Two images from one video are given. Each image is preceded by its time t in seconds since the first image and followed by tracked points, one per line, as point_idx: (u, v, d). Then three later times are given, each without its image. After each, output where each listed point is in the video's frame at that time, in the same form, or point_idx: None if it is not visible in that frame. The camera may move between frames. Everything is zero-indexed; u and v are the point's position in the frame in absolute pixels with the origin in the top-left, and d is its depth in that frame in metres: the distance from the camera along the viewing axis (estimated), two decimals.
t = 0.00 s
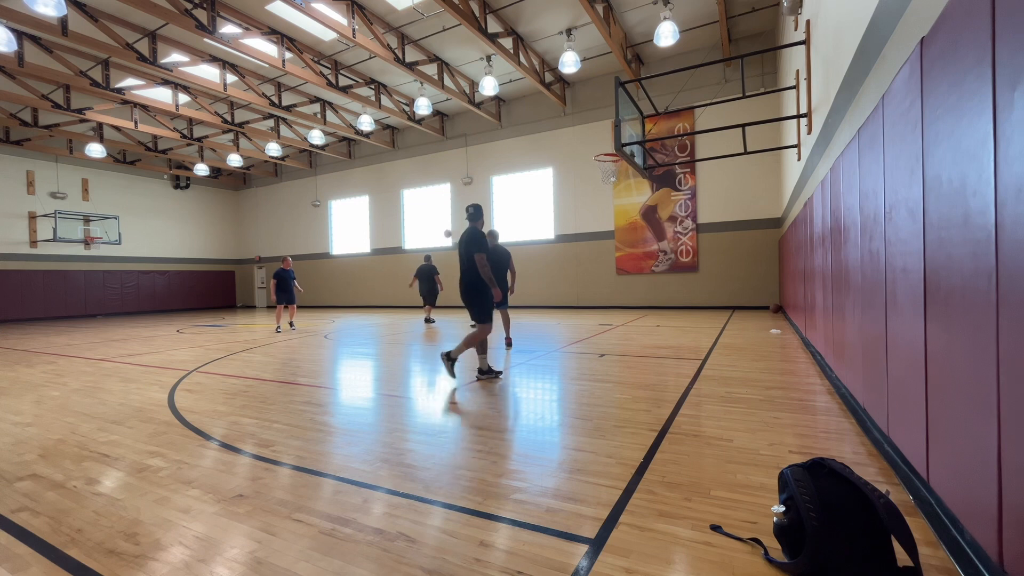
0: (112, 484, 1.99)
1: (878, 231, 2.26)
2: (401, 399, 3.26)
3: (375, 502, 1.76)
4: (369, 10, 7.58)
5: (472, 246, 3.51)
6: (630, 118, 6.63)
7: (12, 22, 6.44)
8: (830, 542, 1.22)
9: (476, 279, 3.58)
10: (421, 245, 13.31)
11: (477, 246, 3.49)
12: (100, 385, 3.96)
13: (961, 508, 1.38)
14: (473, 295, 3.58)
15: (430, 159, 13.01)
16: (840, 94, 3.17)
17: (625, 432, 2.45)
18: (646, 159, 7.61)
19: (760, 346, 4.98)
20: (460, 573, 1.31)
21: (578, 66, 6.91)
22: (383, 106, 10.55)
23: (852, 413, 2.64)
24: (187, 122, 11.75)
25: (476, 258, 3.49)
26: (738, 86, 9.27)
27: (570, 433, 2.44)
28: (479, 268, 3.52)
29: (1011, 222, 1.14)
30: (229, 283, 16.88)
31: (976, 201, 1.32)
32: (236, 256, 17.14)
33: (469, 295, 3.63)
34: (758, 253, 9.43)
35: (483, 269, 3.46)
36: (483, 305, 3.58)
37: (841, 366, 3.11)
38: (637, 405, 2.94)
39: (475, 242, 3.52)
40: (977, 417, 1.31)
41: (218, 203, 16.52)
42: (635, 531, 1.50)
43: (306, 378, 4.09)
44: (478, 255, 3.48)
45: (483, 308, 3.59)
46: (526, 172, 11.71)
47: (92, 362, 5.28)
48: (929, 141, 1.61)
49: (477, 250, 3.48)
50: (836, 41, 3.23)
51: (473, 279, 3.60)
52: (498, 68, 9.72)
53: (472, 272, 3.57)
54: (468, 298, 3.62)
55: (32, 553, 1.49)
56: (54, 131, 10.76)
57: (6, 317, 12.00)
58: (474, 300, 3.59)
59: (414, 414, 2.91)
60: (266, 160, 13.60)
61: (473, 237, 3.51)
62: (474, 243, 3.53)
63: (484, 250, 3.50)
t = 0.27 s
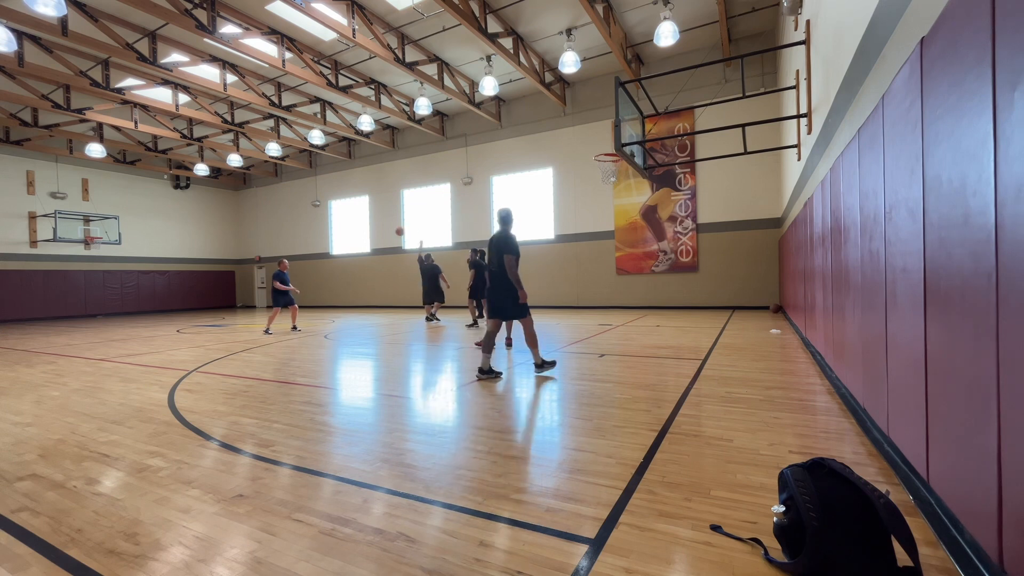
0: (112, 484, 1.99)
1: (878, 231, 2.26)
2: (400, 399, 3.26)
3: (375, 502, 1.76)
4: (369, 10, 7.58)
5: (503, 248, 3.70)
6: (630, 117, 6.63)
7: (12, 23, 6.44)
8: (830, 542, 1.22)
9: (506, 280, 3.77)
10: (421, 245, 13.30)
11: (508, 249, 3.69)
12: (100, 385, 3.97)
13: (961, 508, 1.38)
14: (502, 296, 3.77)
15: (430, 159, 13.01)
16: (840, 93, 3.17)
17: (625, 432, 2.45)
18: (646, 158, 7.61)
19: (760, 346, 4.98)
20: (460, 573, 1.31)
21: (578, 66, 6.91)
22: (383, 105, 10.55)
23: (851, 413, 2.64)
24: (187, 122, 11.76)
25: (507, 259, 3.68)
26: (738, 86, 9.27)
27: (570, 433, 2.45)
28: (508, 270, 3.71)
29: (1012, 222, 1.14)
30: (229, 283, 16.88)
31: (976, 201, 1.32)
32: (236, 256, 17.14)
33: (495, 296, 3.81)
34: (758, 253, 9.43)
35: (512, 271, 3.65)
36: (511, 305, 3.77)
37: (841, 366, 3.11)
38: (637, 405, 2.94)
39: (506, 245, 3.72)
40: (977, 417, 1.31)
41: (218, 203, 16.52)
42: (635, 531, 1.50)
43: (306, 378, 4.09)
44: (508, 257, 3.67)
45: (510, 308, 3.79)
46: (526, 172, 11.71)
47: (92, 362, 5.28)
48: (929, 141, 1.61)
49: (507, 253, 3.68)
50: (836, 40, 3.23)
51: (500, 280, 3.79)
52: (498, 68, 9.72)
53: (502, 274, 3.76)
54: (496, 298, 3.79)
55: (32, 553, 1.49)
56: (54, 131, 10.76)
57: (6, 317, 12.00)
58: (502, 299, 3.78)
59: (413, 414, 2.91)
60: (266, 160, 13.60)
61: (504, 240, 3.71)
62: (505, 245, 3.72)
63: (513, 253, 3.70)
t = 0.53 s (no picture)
0: (112, 484, 1.99)
1: (878, 231, 2.26)
2: (401, 399, 3.26)
3: (375, 501, 1.76)
4: (369, 10, 7.58)
5: (544, 250, 3.76)
6: (630, 118, 6.63)
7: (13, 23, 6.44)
8: (830, 542, 1.21)
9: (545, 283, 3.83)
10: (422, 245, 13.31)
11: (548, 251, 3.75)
12: (100, 385, 3.97)
13: (961, 509, 1.38)
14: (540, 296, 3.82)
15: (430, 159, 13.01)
16: (840, 93, 3.17)
17: (625, 432, 2.45)
18: (646, 159, 7.60)
19: (760, 346, 4.98)
20: (460, 573, 1.31)
21: (578, 66, 6.91)
22: (383, 106, 10.55)
23: (851, 413, 2.64)
24: (187, 122, 11.76)
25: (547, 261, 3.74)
26: (738, 86, 9.27)
27: (570, 433, 2.45)
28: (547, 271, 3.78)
29: (1012, 222, 1.14)
30: (229, 283, 16.88)
31: (976, 201, 1.32)
32: (236, 256, 17.14)
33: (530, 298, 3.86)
34: (758, 253, 9.43)
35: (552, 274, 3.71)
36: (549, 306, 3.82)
37: (841, 365, 3.11)
38: (637, 405, 2.94)
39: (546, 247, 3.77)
40: (977, 417, 1.31)
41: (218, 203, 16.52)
42: (634, 531, 1.50)
43: (306, 378, 4.09)
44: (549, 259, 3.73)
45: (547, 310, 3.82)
46: (526, 172, 11.71)
47: (92, 362, 5.28)
48: (929, 140, 1.61)
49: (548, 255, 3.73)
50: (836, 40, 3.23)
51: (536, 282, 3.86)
52: (498, 68, 9.72)
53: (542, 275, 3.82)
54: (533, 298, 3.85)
55: (32, 553, 1.49)
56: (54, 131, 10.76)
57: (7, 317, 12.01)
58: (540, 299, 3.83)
59: (413, 414, 2.91)
60: (266, 160, 13.61)
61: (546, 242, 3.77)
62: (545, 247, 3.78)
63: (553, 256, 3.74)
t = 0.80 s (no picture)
0: (112, 484, 1.99)
1: (878, 231, 2.26)
2: (401, 399, 3.26)
3: (375, 502, 1.76)
4: (369, 10, 7.58)
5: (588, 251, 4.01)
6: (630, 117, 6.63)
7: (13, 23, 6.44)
8: (830, 543, 1.22)
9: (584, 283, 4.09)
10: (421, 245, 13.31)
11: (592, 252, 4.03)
12: (100, 385, 3.97)
13: (961, 508, 1.38)
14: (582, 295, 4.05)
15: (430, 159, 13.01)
16: (840, 94, 3.17)
17: (625, 432, 2.45)
18: (646, 159, 7.60)
19: (760, 346, 4.98)
20: (460, 573, 1.31)
21: (578, 66, 6.91)
22: (383, 106, 10.55)
23: (851, 413, 2.64)
24: (187, 122, 11.76)
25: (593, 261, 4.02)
26: (738, 86, 9.27)
27: (570, 433, 2.45)
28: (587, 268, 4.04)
29: (1012, 222, 1.14)
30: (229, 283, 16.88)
31: (976, 201, 1.32)
32: (236, 256, 17.14)
33: (571, 294, 4.04)
34: (758, 253, 9.43)
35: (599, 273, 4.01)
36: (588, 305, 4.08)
37: (841, 365, 3.11)
38: (637, 405, 2.94)
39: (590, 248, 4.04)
40: (977, 417, 1.31)
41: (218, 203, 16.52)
42: (634, 531, 1.50)
43: (306, 378, 4.09)
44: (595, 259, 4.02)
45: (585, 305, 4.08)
46: (526, 172, 11.71)
47: (92, 362, 5.28)
48: (929, 140, 1.61)
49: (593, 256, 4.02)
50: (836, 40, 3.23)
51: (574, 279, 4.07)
52: (498, 68, 9.72)
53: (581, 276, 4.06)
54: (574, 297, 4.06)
55: (32, 553, 1.49)
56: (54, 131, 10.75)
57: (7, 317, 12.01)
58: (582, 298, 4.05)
59: (413, 414, 2.91)
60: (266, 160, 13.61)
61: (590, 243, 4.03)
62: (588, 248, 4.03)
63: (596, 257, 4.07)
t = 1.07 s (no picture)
0: (112, 484, 1.99)
1: (878, 231, 2.26)
2: (401, 399, 3.26)
3: (375, 502, 1.76)
4: (369, 10, 7.58)
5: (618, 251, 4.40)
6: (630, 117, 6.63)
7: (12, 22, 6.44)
8: (831, 543, 1.22)
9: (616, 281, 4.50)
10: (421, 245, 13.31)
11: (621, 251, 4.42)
12: (100, 385, 3.97)
13: (960, 508, 1.38)
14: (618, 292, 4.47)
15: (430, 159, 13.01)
16: (840, 94, 3.16)
17: (625, 432, 2.45)
18: (646, 158, 7.60)
19: (760, 346, 4.98)
20: (459, 573, 1.31)
21: (578, 66, 6.91)
22: (383, 106, 10.55)
23: (851, 413, 2.64)
24: (187, 123, 11.76)
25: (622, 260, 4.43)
26: (738, 86, 9.27)
27: (570, 433, 2.45)
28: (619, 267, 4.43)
29: (1012, 222, 1.14)
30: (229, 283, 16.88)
31: (976, 201, 1.32)
32: (236, 256, 17.14)
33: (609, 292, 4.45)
34: (758, 253, 9.43)
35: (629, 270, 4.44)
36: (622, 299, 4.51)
37: (841, 365, 3.11)
38: (637, 405, 2.94)
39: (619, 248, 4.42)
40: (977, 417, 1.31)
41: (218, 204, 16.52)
42: (634, 531, 1.50)
43: (306, 378, 4.09)
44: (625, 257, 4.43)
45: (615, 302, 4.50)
46: (526, 172, 11.71)
47: (92, 362, 5.28)
48: (929, 141, 1.62)
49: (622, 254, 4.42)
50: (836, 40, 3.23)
51: (608, 278, 4.47)
52: (498, 68, 9.72)
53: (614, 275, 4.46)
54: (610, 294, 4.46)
55: (33, 553, 1.49)
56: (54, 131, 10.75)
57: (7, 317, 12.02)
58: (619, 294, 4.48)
59: (413, 414, 2.91)
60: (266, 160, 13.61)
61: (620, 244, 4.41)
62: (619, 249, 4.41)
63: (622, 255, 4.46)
